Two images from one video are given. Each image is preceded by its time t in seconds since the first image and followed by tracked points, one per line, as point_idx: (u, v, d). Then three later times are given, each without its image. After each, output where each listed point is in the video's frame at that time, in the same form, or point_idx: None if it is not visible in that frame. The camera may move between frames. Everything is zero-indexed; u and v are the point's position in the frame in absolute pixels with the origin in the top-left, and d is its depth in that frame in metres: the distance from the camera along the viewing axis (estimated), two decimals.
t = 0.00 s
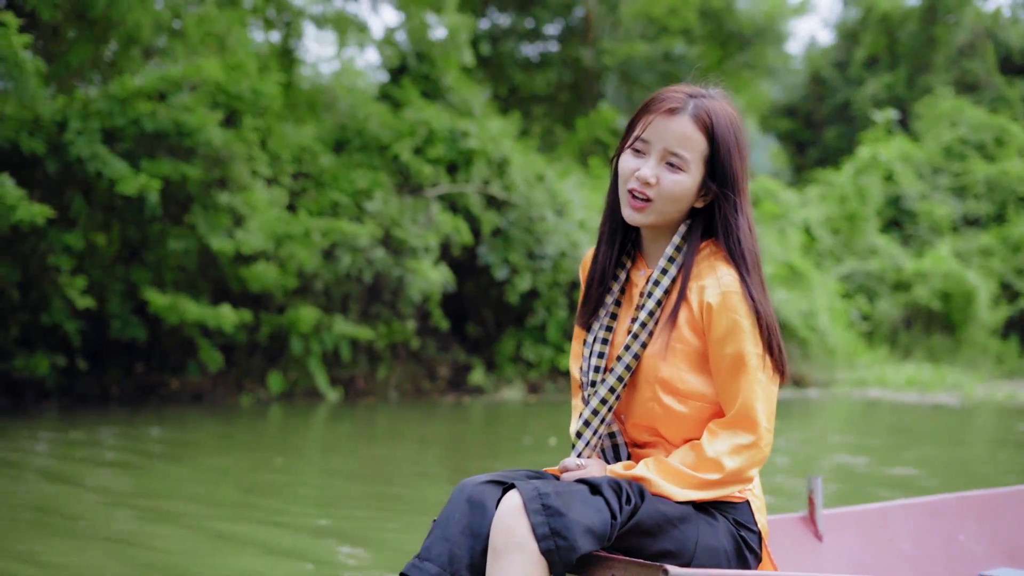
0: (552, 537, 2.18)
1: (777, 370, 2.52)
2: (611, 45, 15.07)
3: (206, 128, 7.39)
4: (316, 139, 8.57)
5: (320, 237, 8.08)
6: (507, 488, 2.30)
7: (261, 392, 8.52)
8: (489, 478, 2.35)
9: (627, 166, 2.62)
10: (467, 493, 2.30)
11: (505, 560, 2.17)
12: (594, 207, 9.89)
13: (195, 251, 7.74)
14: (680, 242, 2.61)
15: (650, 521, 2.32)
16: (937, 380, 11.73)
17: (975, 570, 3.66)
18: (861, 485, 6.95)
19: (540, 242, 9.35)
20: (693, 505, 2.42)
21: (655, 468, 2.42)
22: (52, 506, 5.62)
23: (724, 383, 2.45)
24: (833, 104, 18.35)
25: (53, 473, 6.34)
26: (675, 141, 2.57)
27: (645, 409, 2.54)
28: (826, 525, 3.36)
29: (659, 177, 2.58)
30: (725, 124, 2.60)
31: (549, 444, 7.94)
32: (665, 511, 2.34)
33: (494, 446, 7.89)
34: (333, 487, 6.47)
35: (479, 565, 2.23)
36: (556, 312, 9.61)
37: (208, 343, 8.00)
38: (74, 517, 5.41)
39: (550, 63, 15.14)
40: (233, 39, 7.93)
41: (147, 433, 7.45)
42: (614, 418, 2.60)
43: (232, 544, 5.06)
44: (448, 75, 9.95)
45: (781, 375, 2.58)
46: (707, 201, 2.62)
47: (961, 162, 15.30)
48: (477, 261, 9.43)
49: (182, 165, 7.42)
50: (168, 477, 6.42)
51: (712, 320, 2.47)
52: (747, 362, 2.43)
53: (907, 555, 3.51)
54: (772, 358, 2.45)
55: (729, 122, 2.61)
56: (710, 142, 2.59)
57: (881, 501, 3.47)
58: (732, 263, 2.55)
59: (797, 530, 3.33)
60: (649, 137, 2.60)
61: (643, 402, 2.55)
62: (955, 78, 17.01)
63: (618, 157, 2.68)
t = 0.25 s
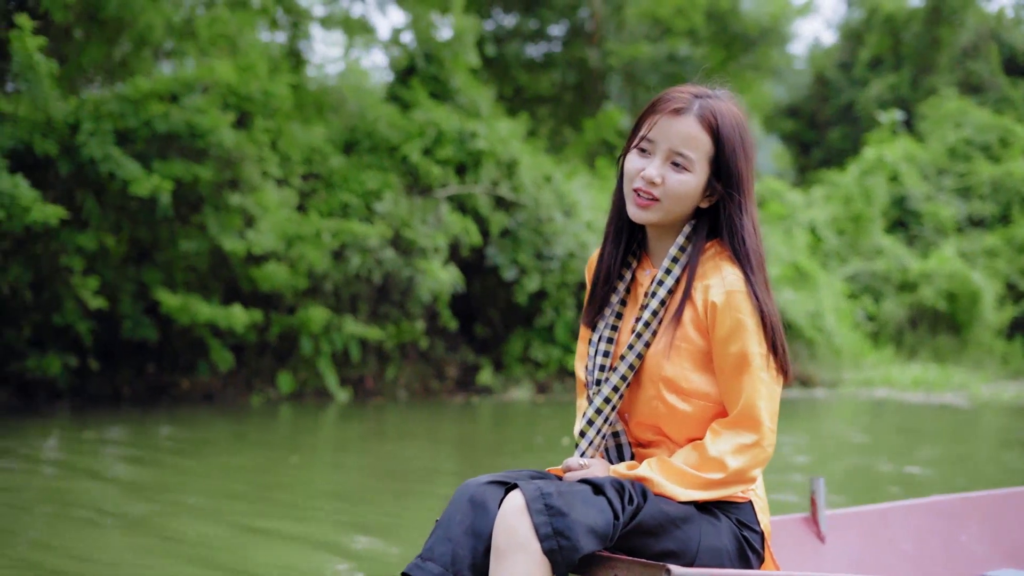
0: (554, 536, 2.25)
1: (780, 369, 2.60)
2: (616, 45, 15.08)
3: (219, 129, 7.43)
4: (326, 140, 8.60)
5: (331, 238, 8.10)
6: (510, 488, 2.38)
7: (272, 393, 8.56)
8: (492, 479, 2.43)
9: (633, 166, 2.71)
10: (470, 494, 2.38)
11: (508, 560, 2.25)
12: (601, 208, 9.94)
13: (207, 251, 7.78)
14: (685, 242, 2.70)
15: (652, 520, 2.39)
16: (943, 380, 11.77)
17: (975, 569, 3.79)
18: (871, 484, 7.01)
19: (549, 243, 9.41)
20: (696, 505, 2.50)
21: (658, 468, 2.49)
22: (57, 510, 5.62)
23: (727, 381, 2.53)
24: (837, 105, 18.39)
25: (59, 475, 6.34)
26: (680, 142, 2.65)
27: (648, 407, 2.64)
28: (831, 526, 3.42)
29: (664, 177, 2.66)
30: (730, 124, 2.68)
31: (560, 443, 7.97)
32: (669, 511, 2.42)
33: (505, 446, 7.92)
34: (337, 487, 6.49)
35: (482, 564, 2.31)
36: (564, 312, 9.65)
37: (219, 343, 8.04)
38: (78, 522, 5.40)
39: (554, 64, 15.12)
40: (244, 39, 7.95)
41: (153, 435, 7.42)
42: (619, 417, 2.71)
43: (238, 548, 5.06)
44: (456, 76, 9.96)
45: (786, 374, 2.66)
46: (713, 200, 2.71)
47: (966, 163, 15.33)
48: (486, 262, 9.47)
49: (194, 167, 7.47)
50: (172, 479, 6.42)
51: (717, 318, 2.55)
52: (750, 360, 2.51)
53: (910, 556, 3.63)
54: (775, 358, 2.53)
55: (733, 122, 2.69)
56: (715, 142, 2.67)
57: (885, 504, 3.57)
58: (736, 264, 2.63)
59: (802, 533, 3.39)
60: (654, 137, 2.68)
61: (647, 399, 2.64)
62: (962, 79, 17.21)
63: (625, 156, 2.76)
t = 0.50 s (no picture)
0: (558, 536, 2.22)
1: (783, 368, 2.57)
2: (621, 45, 15.09)
3: (230, 131, 7.47)
4: (335, 141, 8.62)
5: (340, 238, 8.14)
6: (513, 488, 2.35)
7: (281, 392, 8.59)
8: (495, 479, 2.40)
9: (636, 166, 2.68)
10: (473, 493, 2.36)
11: (512, 560, 2.22)
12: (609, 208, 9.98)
13: (218, 253, 7.83)
14: (688, 242, 2.67)
15: (655, 520, 2.36)
16: (949, 380, 11.80)
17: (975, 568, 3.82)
18: (879, 484, 7.07)
19: (557, 243, 9.47)
20: (698, 505, 2.47)
21: (661, 467, 2.46)
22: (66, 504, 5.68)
23: (730, 380, 2.50)
24: (842, 105, 18.42)
25: (68, 471, 6.38)
26: (683, 142, 2.63)
27: (652, 406, 2.60)
28: (832, 527, 3.44)
29: (667, 177, 2.64)
30: (732, 124, 2.65)
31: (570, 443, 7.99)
32: (671, 512, 2.38)
33: (514, 445, 7.95)
34: (344, 484, 6.54)
35: (486, 564, 2.28)
36: (572, 313, 9.69)
37: (229, 343, 8.09)
38: (88, 514, 5.47)
39: (558, 64, 15.12)
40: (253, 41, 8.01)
41: (164, 435, 7.44)
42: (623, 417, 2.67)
43: (244, 540, 5.13)
44: (463, 77, 9.99)
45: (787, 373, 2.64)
46: (716, 200, 2.69)
47: (970, 163, 15.36)
48: (495, 262, 9.52)
49: (205, 167, 7.51)
50: (180, 474, 6.47)
51: (720, 317, 2.52)
52: (754, 359, 2.47)
53: (910, 556, 3.65)
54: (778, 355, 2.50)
55: (736, 121, 2.66)
56: (717, 142, 2.64)
57: (887, 505, 3.59)
58: (739, 262, 2.61)
59: (805, 533, 3.42)
60: (657, 137, 2.66)
61: (650, 399, 2.61)
62: (963, 79, 17.13)
63: (627, 157, 2.75)
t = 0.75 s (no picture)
0: (560, 538, 2.09)
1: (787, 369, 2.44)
2: (626, 47, 15.10)
3: (242, 132, 7.51)
4: (344, 142, 8.65)
5: (350, 238, 8.17)
6: (515, 487, 2.21)
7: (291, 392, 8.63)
8: (496, 478, 2.26)
9: (637, 166, 2.54)
10: (473, 493, 2.22)
11: (514, 563, 2.09)
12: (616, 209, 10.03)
13: (229, 253, 7.87)
14: (691, 241, 2.54)
15: (658, 521, 2.22)
16: (955, 379, 11.85)
17: (976, 568, 3.69)
18: (888, 483, 7.12)
19: (565, 244, 9.56)
20: (700, 505, 2.33)
21: (665, 467, 2.32)
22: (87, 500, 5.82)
23: (735, 379, 2.36)
24: (846, 106, 18.47)
25: (77, 471, 6.43)
26: (683, 141, 2.49)
27: (656, 404, 2.45)
28: (834, 527, 3.29)
29: (668, 177, 2.49)
30: (733, 123, 2.51)
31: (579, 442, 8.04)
32: (673, 511, 2.25)
33: (525, 444, 8.01)
34: (354, 481, 6.68)
35: (488, 565, 2.15)
36: (579, 313, 9.79)
37: (240, 342, 8.13)
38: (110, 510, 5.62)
39: (562, 65, 15.12)
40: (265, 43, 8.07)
41: (177, 433, 7.51)
42: (625, 415, 2.51)
43: (263, 536, 5.30)
44: (472, 79, 10.05)
45: (792, 372, 2.50)
46: (719, 199, 2.54)
47: (975, 163, 15.42)
48: (503, 262, 9.56)
49: (217, 168, 7.55)
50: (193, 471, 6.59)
51: (725, 314, 2.38)
52: (759, 356, 2.34)
53: (913, 557, 3.50)
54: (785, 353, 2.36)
55: (736, 119, 2.52)
56: (719, 140, 2.50)
57: (889, 504, 3.43)
58: (744, 261, 2.47)
59: (807, 533, 3.26)
60: (657, 137, 2.52)
61: (653, 400, 2.46)
62: (969, 79, 17.30)
63: (627, 158, 2.60)
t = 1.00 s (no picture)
0: (563, 538, 2.20)
1: (788, 365, 2.55)
2: (631, 47, 15.08)
3: (253, 133, 7.56)
4: (353, 143, 8.69)
5: (360, 239, 8.23)
6: (521, 488, 2.32)
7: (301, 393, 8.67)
8: (503, 478, 2.37)
9: (638, 167, 2.66)
10: (479, 493, 2.32)
11: (518, 562, 2.20)
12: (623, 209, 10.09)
13: (240, 253, 7.91)
14: (694, 242, 2.66)
15: (662, 522, 2.33)
16: (960, 379, 11.90)
17: (980, 569, 3.72)
18: (896, 481, 7.22)
19: (573, 244, 9.60)
20: (705, 506, 2.44)
21: (669, 467, 2.43)
22: (104, 496, 5.87)
23: (737, 377, 2.47)
24: (849, 106, 18.51)
25: (86, 469, 6.44)
26: (683, 140, 2.61)
27: (661, 402, 2.57)
28: (837, 526, 3.34)
29: (669, 176, 2.62)
30: (731, 122, 2.63)
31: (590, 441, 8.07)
32: (676, 513, 2.35)
33: (535, 443, 8.05)
34: (365, 479, 6.74)
35: (491, 564, 2.26)
36: (586, 313, 9.81)
37: (250, 343, 8.19)
38: (127, 506, 5.69)
39: (566, 66, 15.11)
40: (275, 43, 8.09)
41: (185, 433, 7.52)
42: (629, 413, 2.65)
43: (279, 530, 5.38)
44: (479, 80, 10.09)
45: (793, 368, 2.61)
46: (720, 198, 2.67)
47: (979, 164, 15.46)
48: (511, 263, 9.62)
49: (227, 169, 7.60)
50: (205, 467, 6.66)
51: (728, 314, 2.50)
52: (762, 355, 2.45)
53: (915, 557, 3.54)
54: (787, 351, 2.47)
55: (734, 119, 2.64)
56: (717, 140, 2.62)
57: (891, 504, 3.48)
58: (747, 262, 2.59)
59: (810, 533, 3.31)
60: (657, 137, 2.65)
61: (658, 397, 2.58)
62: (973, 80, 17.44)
63: (629, 159, 2.73)
